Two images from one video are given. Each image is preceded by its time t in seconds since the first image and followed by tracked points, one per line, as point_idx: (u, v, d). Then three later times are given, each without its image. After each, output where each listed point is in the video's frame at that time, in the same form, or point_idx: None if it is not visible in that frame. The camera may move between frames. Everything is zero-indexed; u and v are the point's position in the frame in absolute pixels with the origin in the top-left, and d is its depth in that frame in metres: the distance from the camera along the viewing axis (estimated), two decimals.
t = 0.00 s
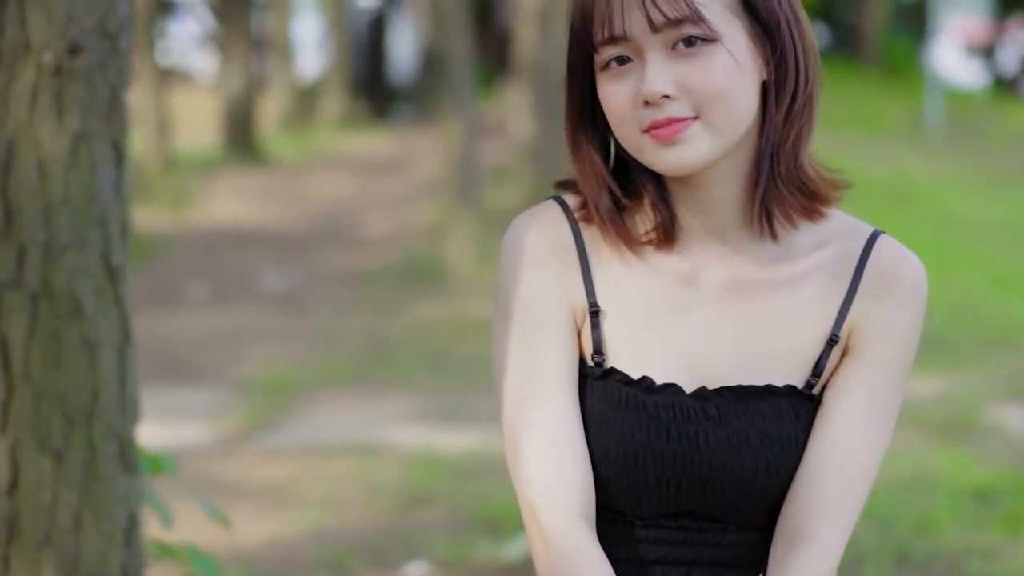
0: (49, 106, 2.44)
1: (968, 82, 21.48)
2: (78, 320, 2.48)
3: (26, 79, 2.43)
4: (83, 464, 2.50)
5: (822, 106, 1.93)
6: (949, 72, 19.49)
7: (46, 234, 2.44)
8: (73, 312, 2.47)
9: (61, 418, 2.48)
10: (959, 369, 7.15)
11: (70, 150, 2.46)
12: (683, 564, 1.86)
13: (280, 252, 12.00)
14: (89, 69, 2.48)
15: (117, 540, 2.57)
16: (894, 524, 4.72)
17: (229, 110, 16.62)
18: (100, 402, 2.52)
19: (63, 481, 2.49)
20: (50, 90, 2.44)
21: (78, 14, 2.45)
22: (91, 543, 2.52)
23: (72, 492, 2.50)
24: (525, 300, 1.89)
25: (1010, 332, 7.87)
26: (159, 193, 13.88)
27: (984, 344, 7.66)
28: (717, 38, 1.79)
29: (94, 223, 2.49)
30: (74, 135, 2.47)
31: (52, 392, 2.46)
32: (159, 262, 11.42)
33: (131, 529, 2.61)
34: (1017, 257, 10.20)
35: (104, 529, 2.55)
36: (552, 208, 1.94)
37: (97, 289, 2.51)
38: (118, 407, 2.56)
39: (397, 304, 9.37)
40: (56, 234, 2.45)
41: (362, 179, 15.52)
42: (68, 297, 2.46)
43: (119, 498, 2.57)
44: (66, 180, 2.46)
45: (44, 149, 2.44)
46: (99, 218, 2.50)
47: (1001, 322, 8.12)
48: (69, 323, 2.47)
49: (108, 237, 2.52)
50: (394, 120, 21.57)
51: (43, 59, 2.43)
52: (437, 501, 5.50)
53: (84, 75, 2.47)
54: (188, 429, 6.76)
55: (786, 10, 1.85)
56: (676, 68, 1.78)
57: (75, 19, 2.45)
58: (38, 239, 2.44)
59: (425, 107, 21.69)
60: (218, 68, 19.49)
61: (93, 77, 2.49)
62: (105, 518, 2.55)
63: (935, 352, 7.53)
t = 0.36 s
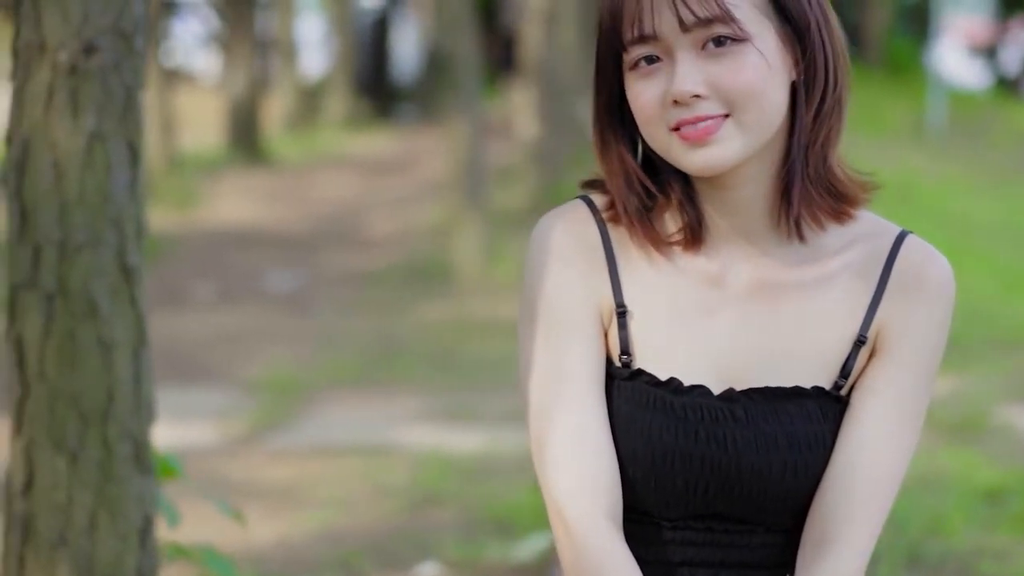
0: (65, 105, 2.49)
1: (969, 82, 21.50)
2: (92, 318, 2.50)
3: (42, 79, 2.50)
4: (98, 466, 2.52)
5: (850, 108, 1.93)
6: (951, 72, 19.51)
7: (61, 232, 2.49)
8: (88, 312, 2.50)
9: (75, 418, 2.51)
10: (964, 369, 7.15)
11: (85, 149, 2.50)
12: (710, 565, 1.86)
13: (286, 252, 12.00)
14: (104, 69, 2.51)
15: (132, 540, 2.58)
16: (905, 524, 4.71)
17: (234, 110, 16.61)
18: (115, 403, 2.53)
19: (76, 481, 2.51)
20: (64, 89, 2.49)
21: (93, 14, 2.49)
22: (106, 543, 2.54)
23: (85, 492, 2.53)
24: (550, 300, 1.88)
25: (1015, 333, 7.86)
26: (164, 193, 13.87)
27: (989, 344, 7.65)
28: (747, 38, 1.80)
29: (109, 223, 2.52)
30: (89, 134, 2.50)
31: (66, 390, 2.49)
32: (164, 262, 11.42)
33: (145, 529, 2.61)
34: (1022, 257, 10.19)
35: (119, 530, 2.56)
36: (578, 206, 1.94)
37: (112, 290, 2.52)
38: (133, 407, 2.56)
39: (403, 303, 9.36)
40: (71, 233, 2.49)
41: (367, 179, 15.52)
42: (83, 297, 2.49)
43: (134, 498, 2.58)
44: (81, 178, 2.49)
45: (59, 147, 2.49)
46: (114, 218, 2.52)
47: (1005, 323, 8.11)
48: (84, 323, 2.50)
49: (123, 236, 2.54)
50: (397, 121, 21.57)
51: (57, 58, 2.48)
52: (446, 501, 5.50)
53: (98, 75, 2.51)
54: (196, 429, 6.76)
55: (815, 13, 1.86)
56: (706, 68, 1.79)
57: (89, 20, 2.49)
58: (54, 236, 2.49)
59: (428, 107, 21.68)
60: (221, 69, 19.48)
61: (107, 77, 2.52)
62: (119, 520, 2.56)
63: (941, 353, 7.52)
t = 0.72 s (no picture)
0: (76, 103, 2.48)
1: (969, 83, 21.48)
2: (104, 316, 2.50)
3: (52, 79, 2.48)
4: (109, 465, 2.52)
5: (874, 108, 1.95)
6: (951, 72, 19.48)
7: (72, 231, 2.48)
8: (99, 309, 2.49)
9: (87, 417, 2.50)
10: (967, 368, 7.14)
11: (97, 147, 2.49)
12: (733, 564, 1.85)
13: (289, 251, 11.98)
14: (116, 67, 2.50)
15: (144, 539, 2.57)
16: (914, 524, 4.70)
17: (236, 109, 16.60)
18: (126, 401, 2.53)
19: (88, 480, 2.51)
20: (77, 87, 2.48)
21: (103, 13, 2.48)
22: (118, 542, 2.54)
23: (97, 491, 2.52)
24: (572, 295, 1.89)
25: (1016, 333, 7.86)
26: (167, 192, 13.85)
27: (991, 343, 7.64)
28: (771, 34, 1.83)
29: (121, 221, 2.51)
30: (101, 133, 2.49)
31: (78, 389, 2.49)
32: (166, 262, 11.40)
33: (157, 528, 2.60)
34: None
35: (131, 528, 2.56)
36: (601, 203, 1.94)
37: (124, 289, 2.52)
38: (144, 405, 2.56)
39: (408, 302, 9.35)
40: (83, 232, 2.48)
41: (369, 179, 15.51)
42: (94, 296, 2.49)
43: (146, 496, 2.57)
44: (93, 177, 2.49)
45: (71, 145, 2.48)
46: (126, 217, 2.52)
47: (1007, 321, 8.11)
48: (95, 321, 2.49)
49: (135, 236, 2.53)
50: (399, 120, 21.56)
51: (69, 57, 2.47)
52: (455, 501, 5.49)
53: (110, 72, 2.50)
54: (202, 429, 6.75)
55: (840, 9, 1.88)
56: (731, 63, 1.82)
57: (100, 18, 2.48)
58: (65, 235, 2.48)
59: (430, 107, 21.67)
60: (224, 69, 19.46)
61: (119, 75, 2.51)
62: (131, 517, 2.55)
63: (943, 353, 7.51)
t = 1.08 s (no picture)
0: (69, 101, 2.46)
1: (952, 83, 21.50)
2: (97, 315, 2.48)
3: (45, 75, 2.46)
4: (101, 462, 2.50)
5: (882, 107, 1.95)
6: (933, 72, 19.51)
7: (65, 228, 2.46)
8: (92, 308, 2.48)
9: (79, 416, 2.49)
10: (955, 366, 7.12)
11: (90, 145, 2.47)
12: (738, 563, 1.86)
13: (276, 250, 11.95)
14: (109, 63, 2.48)
15: (137, 539, 2.56)
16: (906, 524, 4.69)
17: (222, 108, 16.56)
18: (119, 400, 2.52)
19: (80, 479, 2.49)
20: (70, 85, 2.46)
21: (97, 8, 2.45)
22: (111, 542, 2.53)
23: (89, 490, 2.50)
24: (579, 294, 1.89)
25: (1004, 331, 7.85)
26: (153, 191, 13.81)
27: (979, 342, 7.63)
28: (778, 33, 1.84)
29: (114, 219, 2.49)
30: (94, 130, 2.47)
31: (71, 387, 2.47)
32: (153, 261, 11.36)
33: (150, 527, 2.59)
34: (1009, 254, 10.18)
35: (124, 528, 2.54)
36: (608, 199, 1.95)
37: (117, 288, 2.50)
38: (138, 405, 2.55)
39: (397, 300, 9.32)
40: (76, 230, 2.46)
41: (355, 177, 15.47)
42: (87, 294, 2.47)
43: (139, 497, 2.56)
44: (86, 175, 2.47)
45: (64, 143, 2.46)
46: (120, 214, 2.50)
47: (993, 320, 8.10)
48: (88, 320, 2.48)
49: (128, 234, 2.52)
50: (384, 119, 21.53)
51: (62, 53, 2.44)
52: (445, 500, 5.47)
53: (104, 69, 2.47)
54: (192, 428, 6.73)
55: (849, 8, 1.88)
56: (739, 61, 1.83)
57: (93, 14, 2.45)
58: (58, 233, 2.47)
59: (415, 106, 21.63)
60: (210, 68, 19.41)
61: (113, 72, 2.49)
62: (125, 517, 2.54)
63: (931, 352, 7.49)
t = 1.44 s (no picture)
0: (42, 100, 2.44)
1: (917, 82, 21.56)
2: (71, 316, 2.47)
3: (17, 74, 2.43)
4: (75, 463, 2.49)
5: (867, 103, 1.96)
6: (899, 71, 19.56)
7: (38, 228, 2.44)
8: (67, 309, 2.46)
9: (53, 417, 2.46)
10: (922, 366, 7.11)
11: (64, 143, 2.45)
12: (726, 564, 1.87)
13: (244, 251, 11.90)
14: (83, 63, 2.46)
15: (110, 541, 2.56)
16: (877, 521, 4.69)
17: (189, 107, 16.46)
18: (92, 401, 2.50)
19: (53, 481, 2.47)
20: (42, 83, 2.43)
21: (70, 6, 2.43)
22: (85, 543, 2.51)
23: (62, 492, 2.48)
24: (566, 289, 1.91)
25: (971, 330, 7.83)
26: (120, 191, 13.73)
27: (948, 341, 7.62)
28: (762, 28, 1.84)
29: (88, 218, 2.48)
30: (67, 129, 2.46)
31: (45, 388, 2.45)
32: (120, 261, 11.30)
33: (122, 530, 2.59)
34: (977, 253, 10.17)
35: (96, 530, 2.54)
36: (596, 199, 1.97)
37: (90, 288, 2.49)
38: (110, 403, 2.54)
39: (367, 300, 9.27)
40: (49, 229, 2.44)
41: (323, 177, 15.41)
42: (61, 295, 2.45)
43: (111, 498, 2.55)
44: (59, 173, 2.45)
45: (34, 141, 2.44)
46: (93, 213, 2.49)
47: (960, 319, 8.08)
48: (63, 320, 2.46)
49: (101, 232, 2.51)
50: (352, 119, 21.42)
51: (35, 51, 2.42)
52: (416, 500, 5.46)
53: (76, 70, 2.46)
54: (162, 427, 6.70)
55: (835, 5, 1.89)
56: (723, 57, 1.83)
57: (66, 12, 2.43)
58: (30, 232, 2.44)
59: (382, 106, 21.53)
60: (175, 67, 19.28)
61: (86, 73, 2.47)
62: (97, 519, 2.53)
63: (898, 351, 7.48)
